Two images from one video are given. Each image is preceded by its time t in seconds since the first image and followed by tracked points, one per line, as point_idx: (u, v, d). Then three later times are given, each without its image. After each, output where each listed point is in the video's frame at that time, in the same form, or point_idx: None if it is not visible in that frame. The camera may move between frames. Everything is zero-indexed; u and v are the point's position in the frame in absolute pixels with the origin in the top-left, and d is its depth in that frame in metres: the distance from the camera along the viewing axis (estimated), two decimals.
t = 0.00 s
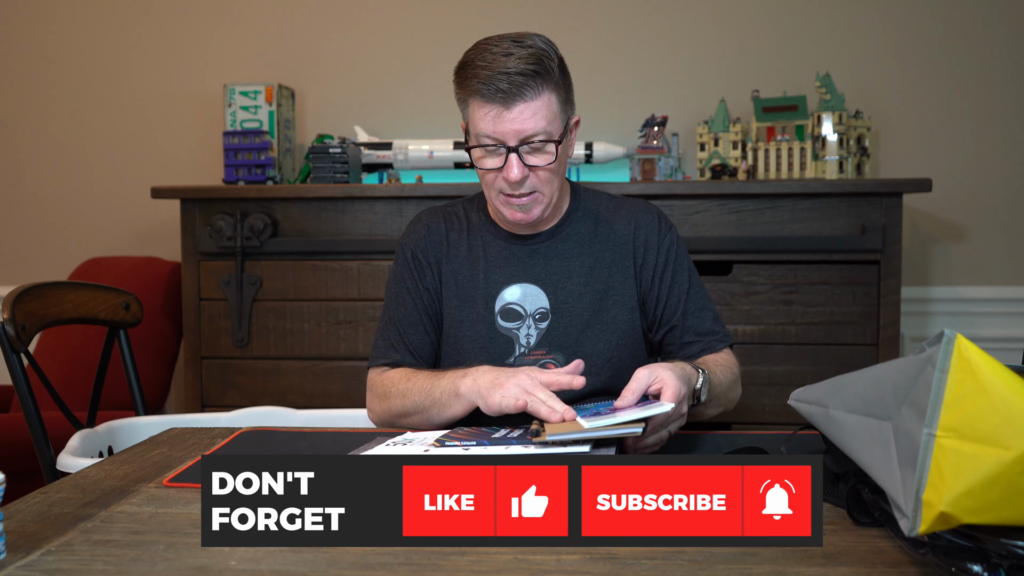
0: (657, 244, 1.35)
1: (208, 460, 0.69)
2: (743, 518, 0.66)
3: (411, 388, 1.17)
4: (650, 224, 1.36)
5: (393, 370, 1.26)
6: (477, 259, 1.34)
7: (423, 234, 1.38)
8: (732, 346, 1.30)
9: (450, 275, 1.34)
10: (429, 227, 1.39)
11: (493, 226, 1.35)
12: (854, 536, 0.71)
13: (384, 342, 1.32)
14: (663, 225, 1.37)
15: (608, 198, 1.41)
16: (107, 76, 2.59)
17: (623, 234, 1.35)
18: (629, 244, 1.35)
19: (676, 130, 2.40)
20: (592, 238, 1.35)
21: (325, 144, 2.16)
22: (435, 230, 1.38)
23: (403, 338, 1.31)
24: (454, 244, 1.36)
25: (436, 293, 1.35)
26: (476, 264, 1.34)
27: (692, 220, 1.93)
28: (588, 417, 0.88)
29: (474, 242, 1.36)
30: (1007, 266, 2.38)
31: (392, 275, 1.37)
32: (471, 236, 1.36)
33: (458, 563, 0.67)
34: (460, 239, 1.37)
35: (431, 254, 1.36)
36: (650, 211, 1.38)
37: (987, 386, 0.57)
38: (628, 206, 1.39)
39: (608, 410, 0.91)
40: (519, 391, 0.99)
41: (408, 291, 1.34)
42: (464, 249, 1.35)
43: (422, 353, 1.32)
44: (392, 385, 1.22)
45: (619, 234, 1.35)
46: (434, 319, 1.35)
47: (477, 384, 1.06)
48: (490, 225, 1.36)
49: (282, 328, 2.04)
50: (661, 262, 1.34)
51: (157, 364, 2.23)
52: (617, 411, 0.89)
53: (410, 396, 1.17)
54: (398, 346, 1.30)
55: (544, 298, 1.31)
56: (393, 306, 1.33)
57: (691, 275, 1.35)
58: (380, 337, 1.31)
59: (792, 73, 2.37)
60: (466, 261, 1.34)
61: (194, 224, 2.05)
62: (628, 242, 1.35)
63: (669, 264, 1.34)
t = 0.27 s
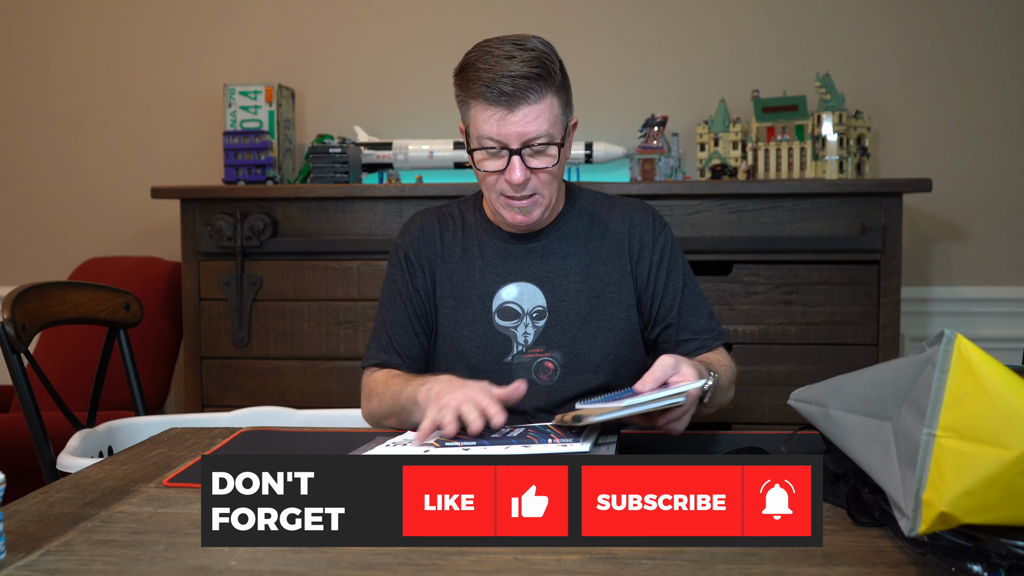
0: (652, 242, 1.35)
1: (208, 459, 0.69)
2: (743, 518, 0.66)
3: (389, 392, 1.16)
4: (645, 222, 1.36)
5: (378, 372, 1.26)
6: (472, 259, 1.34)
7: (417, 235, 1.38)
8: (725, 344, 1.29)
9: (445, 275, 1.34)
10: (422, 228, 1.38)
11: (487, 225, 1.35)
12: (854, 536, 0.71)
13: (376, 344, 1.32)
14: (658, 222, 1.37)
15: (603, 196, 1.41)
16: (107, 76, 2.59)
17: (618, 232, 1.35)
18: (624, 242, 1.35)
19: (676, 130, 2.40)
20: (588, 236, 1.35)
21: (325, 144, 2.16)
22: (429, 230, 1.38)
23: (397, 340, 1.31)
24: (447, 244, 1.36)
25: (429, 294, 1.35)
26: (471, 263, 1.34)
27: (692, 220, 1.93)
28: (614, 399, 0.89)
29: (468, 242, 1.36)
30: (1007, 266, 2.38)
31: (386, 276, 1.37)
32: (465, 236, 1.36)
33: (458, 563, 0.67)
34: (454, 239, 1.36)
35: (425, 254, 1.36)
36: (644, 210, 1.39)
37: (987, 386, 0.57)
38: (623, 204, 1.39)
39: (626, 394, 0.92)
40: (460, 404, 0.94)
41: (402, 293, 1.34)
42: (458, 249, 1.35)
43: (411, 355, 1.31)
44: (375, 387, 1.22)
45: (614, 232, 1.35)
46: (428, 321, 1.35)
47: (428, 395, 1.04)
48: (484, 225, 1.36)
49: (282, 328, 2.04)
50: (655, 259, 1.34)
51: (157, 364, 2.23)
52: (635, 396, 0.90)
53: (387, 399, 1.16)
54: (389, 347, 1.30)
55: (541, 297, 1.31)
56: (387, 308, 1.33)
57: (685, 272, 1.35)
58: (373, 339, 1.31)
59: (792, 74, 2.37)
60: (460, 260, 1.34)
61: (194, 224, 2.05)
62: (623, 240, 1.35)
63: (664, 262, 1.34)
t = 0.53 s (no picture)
0: (655, 238, 1.36)
1: (208, 460, 0.69)
2: (743, 518, 0.66)
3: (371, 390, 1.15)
4: (648, 218, 1.38)
5: (364, 368, 1.27)
6: (472, 255, 1.34)
7: (415, 232, 1.38)
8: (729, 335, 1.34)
9: (443, 272, 1.34)
10: (419, 225, 1.39)
11: (485, 223, 1.36)
12: (854, 536, 0.71)
13: (366, 340, 1.32)
14: (660, 219, 1.38)
15: (604, 195, 1.42)
16: (107, 76, 2.59)
17: (619, 229, 1.36)
18: (625, 238, 1.35)
19: (676, 130, 2.40)
20: (588, 231, 1.35)
21: (325, 144, 2.16)
22: (426, 227, 1.38)
23: (387, 336, 1.31)
24: (444, 241, 1.36)
25: (424, 291, 1.35)
26: (470, 260, 1.34)
27: (692, 220, 1.93)
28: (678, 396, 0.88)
29: (467, 240, 1.36)
30: (1007, 266, 2.38)
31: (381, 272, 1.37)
32: (463, 234, 1.37)
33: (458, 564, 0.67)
34: (451, 236, 1.37)
35: (422, 252, 1.36)
36: (645, 208, 1.39)
37: (987, 386, 0.57)
38: (625, 202, 1.40)
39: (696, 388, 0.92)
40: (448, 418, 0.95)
41: (395, 288, 1.34)
42: (456, 247, 1.36)
43: (400, 352, 1.32)
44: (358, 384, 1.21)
45: (615, 228, 1.36)
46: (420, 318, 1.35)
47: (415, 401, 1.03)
48: (482, 223, 1.36)
49: (282, 328, 2.04)
50: (659, 255, 1.35)
51: (157, 364, 2.23)
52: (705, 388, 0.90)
53: (369, 397, 1.15)
54: (376, 342, 1.31)
55: (540, 292, 1.31)
56: (379, 303, 1.33)
57: (690, 268, 1.38)
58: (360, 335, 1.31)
59: (792, 74, 2.37)
60: (459, 257, 1.35)
61: (194, 224, 2.05)
62: (625, 236, 1.35)
63: (670, 258, 1.36)
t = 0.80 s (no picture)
0: (656, 238, 1.37)
1: (209, 459, 0.69)
2: (743, 518, 0.66)
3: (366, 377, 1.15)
4: (649, 217, 1.38)
5: (356, 358, 1.24)
6: (472, 255, 1.34)
7: (413, 231, 1.37)
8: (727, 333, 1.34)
9: (442, 272, 1.34)
10: (418, 224, 1.38)
11: (484, 224, 1.36)
12: (853, 536, 0.71)
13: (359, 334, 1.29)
14: (661, 219, 1.39)
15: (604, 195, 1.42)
16: (107, 76, 2.59)
17: (620, 229, 1.36)
18: (627, 239, 1.36)
19: (676, 130, 2.40)
20: (589, 232, 1.35)
21: (325, 144, 2.16)
22: (426, 228, 1.38)
23: (381, 331, 1.29)
24: (445, 241, 1.36)
25: (423, 290, 1.34)
26: (471, 260, 1.34)
27: (692, 220, 1.93)
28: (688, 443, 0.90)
29: (466, 239, 1.36)
30: (1007, 266, 2.38)
31: (378, 270, 1.36)
32: (463, 233, 1.37)
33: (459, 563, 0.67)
34: (451, 236, 1.37)
35: (420, 251, 1.35)
36: (646, 208, 1.40)
37: (987, 386, 0.57)
38: (627, 201, 1.41)
39: (709, 435, 0.91)
40: (445, 391, 0.95)
41: (393, 286, 1.33)
42: (456, 246, 1.35)
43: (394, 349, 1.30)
44: (349, 373, 1.20)
45: (616, 228, 1.36)
46: (417, 316, 1.35)
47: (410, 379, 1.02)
48: (481, 223, 1.36)
49: (282, 328, 2.04)
50: (660, 256, 1.36)
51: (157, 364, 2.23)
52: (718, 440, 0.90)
53: (362, 384, 1.14)
54: (373, 339, 1.28)
55: (542, 293, 1.31)
56: (377, 300, 1.31)
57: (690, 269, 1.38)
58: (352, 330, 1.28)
59: (792, 74, 2.37)
60: (459, 257, 1.34)
61: (194, 224, 2.05)
62: (627, 236, 1.36)
63: (671, 259, 1.37)
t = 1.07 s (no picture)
0: (656, 243, 1.36)
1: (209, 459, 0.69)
2: (743, 518, 0.66)
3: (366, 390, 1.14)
4: (648, 222, 1.38)
5: (359, 370, 1.25)
6: (471, 262, 1.34)
7: (412, 238, 1.38)
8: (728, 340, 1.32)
9: (441, 279, 1.34)
10: (417, 231, 1.39)
11: (484, 228, 1.36)
12: (854, 536, 0.71)
13: (359, 344, 1.30)
14: (661, 224, 1.39)
15: (605, 199, 1.41)
16: (107, 76, 2.59)
17: (620, 234, 1.36)
18: (627, 244, 1.35)
19: (676, 130, 2.40)
20: (588, 238, 1.35)
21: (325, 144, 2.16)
22: (424, 233, 1.38)
23: (382, 342, 1.30)
24: (444, 248, 1.36)
25: (422, 298, 1.35)
26: (470, 267, 1.34)
27: (692, 220, 1.93)
28: (683, 446, 0.93)
29: (466, 245, 1.36)
30: (1007, 266, 2.38)
31: (377, 276, 1.37)
32: (463, 240, 1.37)
33: (459, 563, 0.66)
34: (450, 242, 1.37)
35: (418, 258, 1.36)
36: (647, 211, 1.39)
37: (987, 386, 0.57)
38: (628, 206, 1.40)
39: (703, 439, 0.95)
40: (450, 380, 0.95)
41: (392, 295, 1.34)
42: (455, 253, 1.35)
43: (395, 357, 1.30)
44: (352, 385, 1.20)
45: (616, 234, 1.36)
46: (417, 324, 1.35)
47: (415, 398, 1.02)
48: (480, 228, 1.36)
49: (282, 328, 2.04)
50: (661, 262, 1.35)
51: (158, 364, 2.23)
52: (712, 443, 0.93)
53: (365, 398, 1.11)
54: (373, 349, 1.29)
55: (541, 301, 1.31)
56: (376, 309, 1.32)
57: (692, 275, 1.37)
58: (354, 340, 1.29)
59: (792, 74, 2.37)
60: (459, 264, 1.34)
61: (194, 224, 2.05)
62: (626, 241, 1.36)
63: (672, 264, 1.35)
